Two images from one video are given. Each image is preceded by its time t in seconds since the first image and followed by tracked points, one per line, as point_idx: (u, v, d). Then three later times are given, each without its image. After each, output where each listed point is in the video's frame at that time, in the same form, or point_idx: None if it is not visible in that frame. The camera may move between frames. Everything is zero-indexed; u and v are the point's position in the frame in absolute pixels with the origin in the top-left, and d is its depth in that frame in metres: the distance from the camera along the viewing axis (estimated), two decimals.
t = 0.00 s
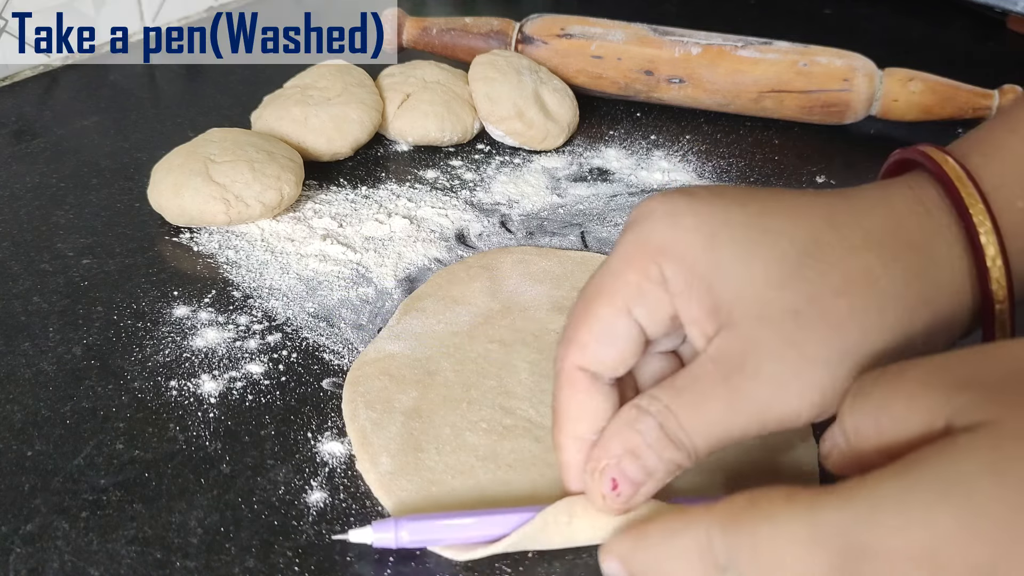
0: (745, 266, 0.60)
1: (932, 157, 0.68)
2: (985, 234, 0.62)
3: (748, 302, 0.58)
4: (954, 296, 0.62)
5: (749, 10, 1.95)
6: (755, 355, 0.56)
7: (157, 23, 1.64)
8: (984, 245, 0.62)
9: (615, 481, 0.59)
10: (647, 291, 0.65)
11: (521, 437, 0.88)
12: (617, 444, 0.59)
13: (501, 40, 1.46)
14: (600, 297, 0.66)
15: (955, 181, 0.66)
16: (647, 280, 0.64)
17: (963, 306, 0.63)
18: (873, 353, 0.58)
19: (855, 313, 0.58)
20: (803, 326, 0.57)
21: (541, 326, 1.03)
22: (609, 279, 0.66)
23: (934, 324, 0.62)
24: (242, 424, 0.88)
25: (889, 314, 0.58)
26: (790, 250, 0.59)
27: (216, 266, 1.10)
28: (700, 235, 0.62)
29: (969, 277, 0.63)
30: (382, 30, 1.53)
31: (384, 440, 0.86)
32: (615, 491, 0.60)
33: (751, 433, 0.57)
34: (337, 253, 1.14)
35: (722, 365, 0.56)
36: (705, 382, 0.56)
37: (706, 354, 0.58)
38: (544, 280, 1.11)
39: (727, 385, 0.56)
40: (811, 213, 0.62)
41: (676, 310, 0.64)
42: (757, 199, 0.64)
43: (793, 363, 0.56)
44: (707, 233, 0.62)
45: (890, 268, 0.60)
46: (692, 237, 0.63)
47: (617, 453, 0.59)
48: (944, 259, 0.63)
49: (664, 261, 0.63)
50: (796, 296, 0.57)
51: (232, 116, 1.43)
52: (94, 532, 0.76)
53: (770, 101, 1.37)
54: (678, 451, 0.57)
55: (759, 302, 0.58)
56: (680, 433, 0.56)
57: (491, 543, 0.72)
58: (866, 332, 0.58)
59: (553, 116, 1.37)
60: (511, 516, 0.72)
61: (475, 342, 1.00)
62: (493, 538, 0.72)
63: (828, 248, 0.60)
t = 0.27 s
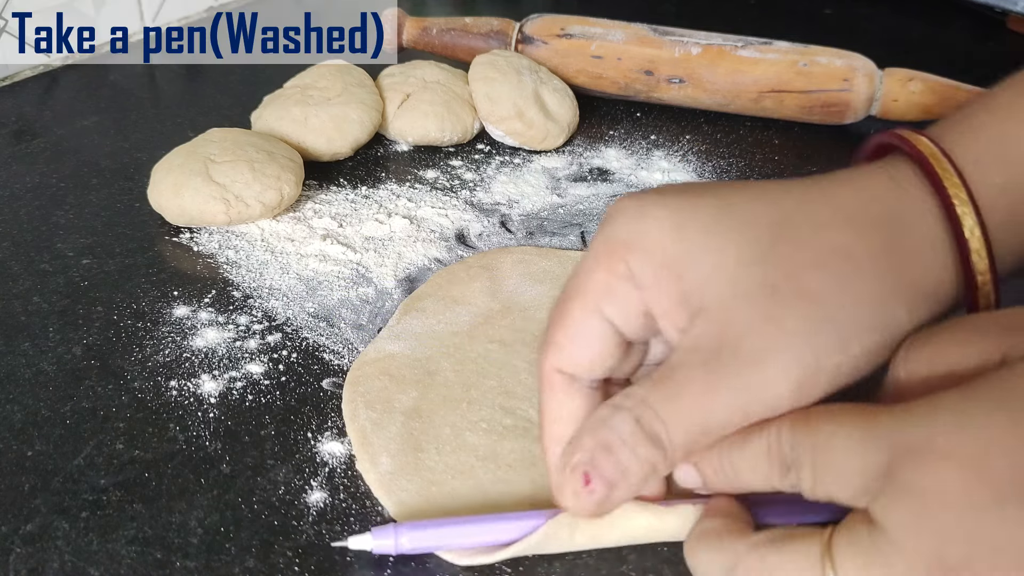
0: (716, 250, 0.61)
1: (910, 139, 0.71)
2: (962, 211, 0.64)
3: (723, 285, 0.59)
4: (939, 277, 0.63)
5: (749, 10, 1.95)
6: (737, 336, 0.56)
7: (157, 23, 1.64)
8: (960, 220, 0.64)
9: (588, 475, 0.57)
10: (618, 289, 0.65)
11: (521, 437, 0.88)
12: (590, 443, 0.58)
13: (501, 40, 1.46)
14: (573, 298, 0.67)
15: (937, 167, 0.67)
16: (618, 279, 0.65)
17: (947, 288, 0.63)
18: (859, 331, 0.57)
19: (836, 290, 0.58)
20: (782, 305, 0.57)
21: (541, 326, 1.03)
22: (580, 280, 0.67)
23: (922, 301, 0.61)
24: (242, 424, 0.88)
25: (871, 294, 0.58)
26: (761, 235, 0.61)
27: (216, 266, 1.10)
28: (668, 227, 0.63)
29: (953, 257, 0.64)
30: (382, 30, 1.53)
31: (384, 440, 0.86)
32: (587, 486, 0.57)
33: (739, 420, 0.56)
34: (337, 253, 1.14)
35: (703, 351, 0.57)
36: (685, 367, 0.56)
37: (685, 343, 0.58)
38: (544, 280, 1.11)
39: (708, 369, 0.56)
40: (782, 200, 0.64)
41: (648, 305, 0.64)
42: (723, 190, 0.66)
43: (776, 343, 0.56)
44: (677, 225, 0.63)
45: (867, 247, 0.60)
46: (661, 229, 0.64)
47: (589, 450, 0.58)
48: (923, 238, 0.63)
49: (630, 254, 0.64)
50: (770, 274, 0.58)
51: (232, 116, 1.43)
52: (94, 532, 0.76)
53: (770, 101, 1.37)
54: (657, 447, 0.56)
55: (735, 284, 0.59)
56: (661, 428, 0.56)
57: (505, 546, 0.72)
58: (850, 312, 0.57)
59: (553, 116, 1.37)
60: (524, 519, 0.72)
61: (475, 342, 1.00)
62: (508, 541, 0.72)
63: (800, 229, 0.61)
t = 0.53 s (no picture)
0: (638, 252, 0.64)
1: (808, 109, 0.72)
2: (874, 182, 0.66)
3: (650, 288, 0.62)
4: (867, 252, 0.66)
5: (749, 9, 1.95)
6: (676, 344, 0.60)
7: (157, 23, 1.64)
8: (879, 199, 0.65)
9: (583, 533, 0.60)
10: (550, 293, 0.69)
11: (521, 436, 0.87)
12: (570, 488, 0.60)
13: (500, 40, 1.46)
14: (511, 305, 0.71)
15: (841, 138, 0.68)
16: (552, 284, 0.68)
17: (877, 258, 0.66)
18: (789, 313, 0.62)
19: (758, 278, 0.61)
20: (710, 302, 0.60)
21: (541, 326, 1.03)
22: (517, 286, 0.70)
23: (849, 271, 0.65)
24: (242, 424, 0.88)
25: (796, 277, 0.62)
26: (675, 229, 0.64)
27: (216, 266, 1.10)
28: (593, 231, 0.66)
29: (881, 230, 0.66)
30: (382, 30, 1.53)
31: (384, 440, 0.86)
32: (584, 543, 0.60)
33: (698, 420, 0.60)
34: (337, 253, 1.14)
35: (646, 362, 0.60)
36: (633, 378, 0.60)
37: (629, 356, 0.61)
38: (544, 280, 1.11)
39: (655, 383, 0.59)
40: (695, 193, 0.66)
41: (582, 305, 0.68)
42: (641, 186, 0.69)
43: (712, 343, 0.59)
44: (597, 232, 0.66)
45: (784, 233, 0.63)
46: (585, 234, 0.66)
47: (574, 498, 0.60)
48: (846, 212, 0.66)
49: (561, 262, 0.67)
50: (693, 273, 0.61)
51: (232, 116, 1.44)
52: (94, 532, 0.76)
53: (770, 101, 1.37)
54: (638, 475, 0.59)
55: (657, 286, 0.62)
56: (632, 454, 0.58)
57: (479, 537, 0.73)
58: (775, 299, 0.61)
59: (553, 116, 1.37)
60: (500, 509, 0.74)
61: (475, 342, 1.00)
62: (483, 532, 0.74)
63: (716, 224, 0.64)
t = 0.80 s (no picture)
0: (635, 240, 0.66)
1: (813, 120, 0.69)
2: (870, 191, 0.62)
3: (642, 276, 0.64)
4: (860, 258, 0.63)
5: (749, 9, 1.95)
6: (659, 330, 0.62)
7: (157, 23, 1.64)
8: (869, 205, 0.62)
9: (580, 481, 0.61)
10: (558, 275, 0.71)
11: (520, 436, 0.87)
12: (568, 451, 0.63)
13: (500, 40, 1.46)
14: (521, 289, 0.73)
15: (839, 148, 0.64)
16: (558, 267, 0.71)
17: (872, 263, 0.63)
18: (775, 310, 0.62)
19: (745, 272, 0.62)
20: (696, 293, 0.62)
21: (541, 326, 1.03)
22: (528, 269, 0.73)
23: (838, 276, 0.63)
24: (242, 424, 0.88)
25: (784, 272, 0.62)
26: (671, 223, 0.65)
27: (216, 266, 1.10)
28: (599, 217, 0.69)
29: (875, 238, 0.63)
30: (382, 30, 1.53)
31: (384, 439, 0.86)
32: (584, 490, 0.62)
33: (677, 403, 0.62)
34: (337, 253, 1.14)
35: (632, 345, 0.62)
36: (620, 359, 0.63)
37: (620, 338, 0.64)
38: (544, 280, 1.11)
39: (638, 364, 0.61)
40: (698, 187, 0.67)
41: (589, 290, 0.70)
42: (645, 180, 0.70)
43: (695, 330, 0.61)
44: (603, 218, 0.69)
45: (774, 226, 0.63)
46: (592, 220, 0.69)
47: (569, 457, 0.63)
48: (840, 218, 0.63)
49: (569, 246, 0.70)
50: (682, 263, 0.63)
51: (232, 116, 1.44)
52: (94, 532, 0.76)
53: (770, 101, 1.37)
54: (625, 438, 0.62)
55: (650, 274, 0.64)
56: (618, 421, 0.61)
57: (458, 535, 0.74)
58: (760, 293, 0.61)
59: (553, 116, 1.37)
60: (474, 510, 0.74)
61: (475, 342, 1.00)
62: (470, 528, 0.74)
63: (710, 217, 0.65)
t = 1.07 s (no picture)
0: (704, 262, 0.62)
1: (868, 157, 0.67)
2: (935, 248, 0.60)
3: (704, 301, 0.61)
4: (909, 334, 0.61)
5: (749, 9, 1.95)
6: (707, 353, 0.59)
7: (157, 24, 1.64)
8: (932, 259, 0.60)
9: (578, 459, 0.62)
10: (609, 276, 0.67)
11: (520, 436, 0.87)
12: (576, 428, 0.63)
13: (500, 40, 1.46)
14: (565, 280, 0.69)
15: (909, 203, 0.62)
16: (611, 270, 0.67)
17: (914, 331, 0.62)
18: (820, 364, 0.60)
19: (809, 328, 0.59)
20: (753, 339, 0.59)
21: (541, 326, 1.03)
22: (574, 262, 0.68)
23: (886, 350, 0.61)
24: (242, 424, 0.88)
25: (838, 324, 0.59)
26: (746, 261, 0.61)
27: (216, 266, 1.10)
28: (664, 230, 0.64)
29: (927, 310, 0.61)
30: (382, 30, 1.53)
31: (384, 439, 0.86)
32: (578, 469, 0.63)
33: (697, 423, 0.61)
34: (337, 253, 1.14)
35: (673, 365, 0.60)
36: (657, 370, 0.60)
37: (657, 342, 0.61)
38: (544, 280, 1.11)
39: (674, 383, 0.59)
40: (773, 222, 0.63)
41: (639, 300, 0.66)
42: (724, 199, 0.66)
43: (742, 366, 0.59)
44: (670, 232, 0.64)
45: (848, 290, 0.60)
46: (655, 224, 0.65)
47: (577, 434, 0.62)
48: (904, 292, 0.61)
49: (629, 251, 0.66)
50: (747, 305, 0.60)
51: (232, 116, 1.44)
52: (94, 532, 0.76)
53: (769, 101, 1.37)
54: (633, 431, 0.61)
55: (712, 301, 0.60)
56: (635, 417, 0.60)
57: (431, 525, 0.75)
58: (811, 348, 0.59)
59: (553, 116, 1.37)
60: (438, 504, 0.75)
61: (475, 342, 1.00)
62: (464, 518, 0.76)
63: (786, 262, 0.61)
